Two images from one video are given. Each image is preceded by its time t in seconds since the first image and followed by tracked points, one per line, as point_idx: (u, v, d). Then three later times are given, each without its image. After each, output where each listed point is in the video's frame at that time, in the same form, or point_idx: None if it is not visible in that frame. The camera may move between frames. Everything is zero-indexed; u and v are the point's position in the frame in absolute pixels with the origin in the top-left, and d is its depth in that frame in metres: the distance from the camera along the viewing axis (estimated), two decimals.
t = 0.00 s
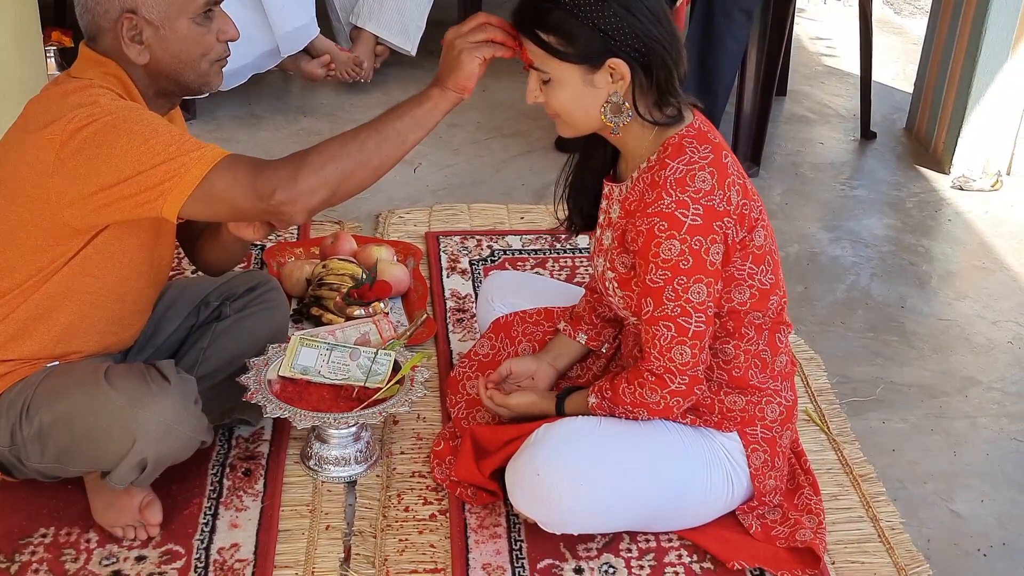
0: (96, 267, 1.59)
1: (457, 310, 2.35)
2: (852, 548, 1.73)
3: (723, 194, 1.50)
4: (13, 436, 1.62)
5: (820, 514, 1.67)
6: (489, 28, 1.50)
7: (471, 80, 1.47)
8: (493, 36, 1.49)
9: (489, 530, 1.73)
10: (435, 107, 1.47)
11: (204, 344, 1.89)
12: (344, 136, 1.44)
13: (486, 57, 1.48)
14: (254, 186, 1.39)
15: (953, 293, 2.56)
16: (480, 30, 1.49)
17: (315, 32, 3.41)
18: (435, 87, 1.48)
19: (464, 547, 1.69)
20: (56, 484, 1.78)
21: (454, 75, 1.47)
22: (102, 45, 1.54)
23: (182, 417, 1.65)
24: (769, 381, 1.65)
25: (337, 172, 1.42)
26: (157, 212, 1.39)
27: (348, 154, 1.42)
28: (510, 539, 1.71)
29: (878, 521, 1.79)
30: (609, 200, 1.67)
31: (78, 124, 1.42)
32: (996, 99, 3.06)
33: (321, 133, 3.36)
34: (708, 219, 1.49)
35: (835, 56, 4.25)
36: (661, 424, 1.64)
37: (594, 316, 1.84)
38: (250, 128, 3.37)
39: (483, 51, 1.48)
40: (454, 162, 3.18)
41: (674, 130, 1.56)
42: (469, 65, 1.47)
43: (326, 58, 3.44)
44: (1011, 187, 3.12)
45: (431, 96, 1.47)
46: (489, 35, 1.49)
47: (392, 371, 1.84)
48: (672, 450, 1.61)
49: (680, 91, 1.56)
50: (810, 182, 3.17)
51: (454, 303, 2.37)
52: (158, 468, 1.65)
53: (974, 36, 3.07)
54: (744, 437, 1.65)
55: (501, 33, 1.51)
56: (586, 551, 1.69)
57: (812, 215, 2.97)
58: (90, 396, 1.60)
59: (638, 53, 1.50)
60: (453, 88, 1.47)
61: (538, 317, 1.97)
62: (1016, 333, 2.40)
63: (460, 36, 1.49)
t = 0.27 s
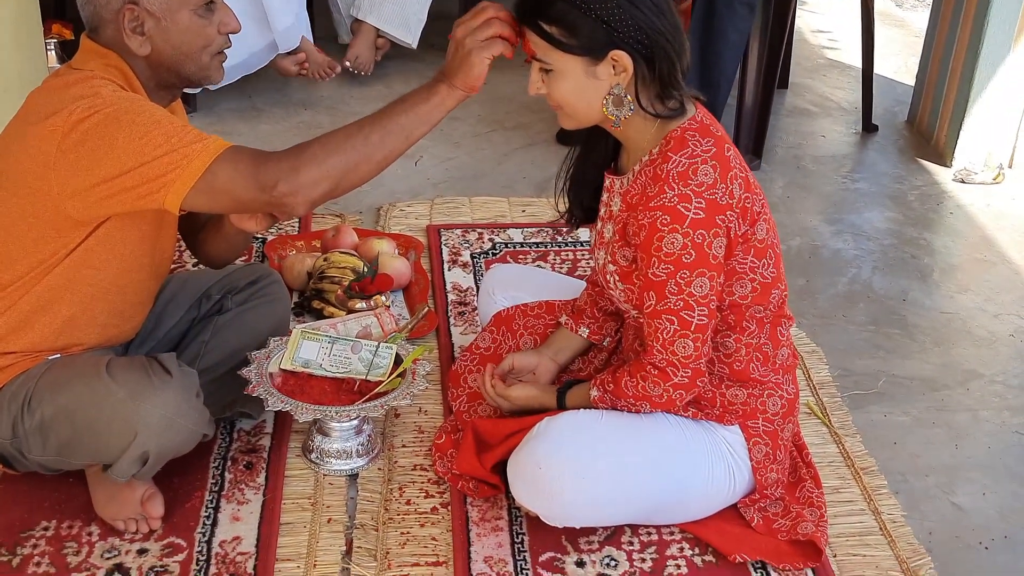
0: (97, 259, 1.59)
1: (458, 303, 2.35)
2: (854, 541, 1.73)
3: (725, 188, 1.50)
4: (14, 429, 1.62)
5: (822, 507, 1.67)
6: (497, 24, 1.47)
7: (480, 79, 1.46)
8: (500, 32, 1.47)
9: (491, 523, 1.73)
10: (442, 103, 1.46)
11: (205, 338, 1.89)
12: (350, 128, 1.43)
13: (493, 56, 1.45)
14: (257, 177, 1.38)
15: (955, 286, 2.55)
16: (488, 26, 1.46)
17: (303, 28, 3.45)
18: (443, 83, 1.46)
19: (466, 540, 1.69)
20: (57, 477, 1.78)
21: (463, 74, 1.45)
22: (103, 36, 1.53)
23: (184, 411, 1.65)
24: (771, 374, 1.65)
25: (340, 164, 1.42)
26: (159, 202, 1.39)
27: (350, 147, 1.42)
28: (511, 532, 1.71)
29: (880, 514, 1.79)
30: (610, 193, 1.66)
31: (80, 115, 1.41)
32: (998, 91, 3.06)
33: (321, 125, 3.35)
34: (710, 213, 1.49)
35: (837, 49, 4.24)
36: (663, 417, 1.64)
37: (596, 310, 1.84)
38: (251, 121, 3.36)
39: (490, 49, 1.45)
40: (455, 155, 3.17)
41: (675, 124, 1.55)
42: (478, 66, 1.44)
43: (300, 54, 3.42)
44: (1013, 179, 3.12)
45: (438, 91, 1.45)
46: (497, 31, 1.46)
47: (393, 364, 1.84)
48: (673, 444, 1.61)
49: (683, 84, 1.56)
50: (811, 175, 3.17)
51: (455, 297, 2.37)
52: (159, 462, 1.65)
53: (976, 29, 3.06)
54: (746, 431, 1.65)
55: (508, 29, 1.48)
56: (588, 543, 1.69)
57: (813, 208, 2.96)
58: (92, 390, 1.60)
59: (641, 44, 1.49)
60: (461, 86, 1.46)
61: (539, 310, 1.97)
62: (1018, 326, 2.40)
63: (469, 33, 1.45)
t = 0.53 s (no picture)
0: (98, 252, 1.58)
1: (460, 296, 2.35)
2: (855, 533, 1.73)
3: (727, 180, 1.50)
4: (16, 421, 1.62)
5: (823, 500, 1.67)
6: (499, 21, 1.47)
7: (479, 72, 1.47)
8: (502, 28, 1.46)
9: (493, 516, 1.73)
10: (440, 95, 1.46)
11: (207, 331, 1.89)
12: (352, 119, 1.43)
13: (495, 52, 1.46)
14: (258, 171, 1.38)
15: (957, 279, 2.55)
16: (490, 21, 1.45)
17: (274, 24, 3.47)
18: (442, 76, 1.46)
19: (468, 533, 1.69)
20: (59, 470, 1.77)
21: (463, 67, 1.45)
22: (104, 28, 1.53)
23: (186, 404, 1.65)
24: (773, 367, 1.65)
25: (340, 157, 1.42)
26: (161, 195, 1.38)
27: (351, 140, 1.42)
28: (513, 524, 1.71)
29: (882, 507, 1.79)
30: (611, 185, 1.66)
31: (82, 107, 1.41)
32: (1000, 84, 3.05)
33: (322, 118, 3.35)
34: (712, 205, 1.49)
35: (838, 42, 4.23)
36: (664, 410, 1.64)
37: (598, 303, 1.84)
38: (252, 113, 3.36)
39: (492, 45, 1.45)
40: (456, 148, 3.17)
41: (678, 117, 1.55)
42: (479, 60, 1.45)
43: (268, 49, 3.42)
44: (1014, 172, 3.12)
45: (437, 84, 1.45)
46: (499, 29, 1.45)
47: (395, 357, 1.83)
48: (674, 437, 1.61)
49: (686, 76, 1.55)
50: (813, 167, 3.16)
51: (457, 289, 2.37)
52: (161, 454, 1.65)
53: (978, 22, 3.05)
54: (747, 424, 1.65)
55: (510, 26, 1.48)
56: (590, 536, 1.70)
57: (815, 200, 2.96)
58: (94, 382, 1.59)
59: (644, 36, 1.49)
60: (460, 78, 1.46)
61: (541, 303, 1.97)
62: (1019, 318, 2.40)
63: (470, 28, 1.45)
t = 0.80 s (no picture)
0: (101, 245, 1.59)
1: (461, 290, 2.35)
2: (856, 526, 1.74)
3: (729, 173, 1.50)
4: (20, 414, 1.62)
5: (824, 492, 1.67)
6: (498, 15, 1.46)
7: (477, 64, 1.46)
8: (501, 22, 1.46)
9: (495, 509, 1.73)
10: (439, 87, 1.46)
11: (209, 324, 1.90)
12: (351, 113, 1.43)
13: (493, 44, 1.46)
14: (260, 166, 1.38)
15: (957, 273, 2.56)
16: (489, 14, 1.45)
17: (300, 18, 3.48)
18: (440, 68, 1.46)
19: (470, 526, 1.69)
20: (62, 463, 1.78)
21: (460, 59, 1.45)
22: (107, 21, 1.53)
23: (188, 396, 1.65)
24: (775, 360, 1.65)
25: (342, 151, 1.42)
26: (163, 188, 1.38)
27: (353, 133, 1.42)
28: (515, 517, 1.72)
29: (882, 500, 1.80)
30: (613, 179, 1.66)
31: (85, 100, 1.41)
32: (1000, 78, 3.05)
33: (323, 112, 3.35)
34: (714, 198, 1.49)
35: (839, 35, 4.23)
36: (665, 403, 1.64)
37: (598, 297, 1.84)
38: (253, 108, 3.36)
39: (490, 38, 1.45)
40: (458, 142, 3.17)
41: (680, 109, 1.56)
42: (476, 52, 1.44)
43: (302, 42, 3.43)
44: (1015, 166, 3.12)
45: (436, 77, 1.45)
46: (498, 20, 1.45)
47: (397, 350, 1.83)
48: (676, 430, 1.62)
49: (687, 70, 1.56)
50: (813, 161, 3.16)
51: (458, 283, 2.37)
52: (164, 447, 1.66)
53: (979, 15, 3.05)
54: (749, 417, 1.65)
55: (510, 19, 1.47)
56: (591, 529, 1.70)
57: (815, 194, 2.96)
58: (97, 375, 1.60)
59: (646, 30, 1.49)
60: (458, 71, 1.46)
61: (543, 297, 1.97)
62: (1020, 312, 2.40)
63: (469, 19, 1.45)
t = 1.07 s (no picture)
0: (104, 238, 1.59)
1: (462, 285, 2.35)
2: (857, 521, 1.74)
3: (731, 168, 1.50)
4: (22, 408, 1.63)
5: (825, 487, 1.67)
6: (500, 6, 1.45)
7: (481, 57, 1.45)
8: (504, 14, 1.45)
9: (496, 503, 1.74)
10: (445, 79, 1.46)
11: (211, 320, 1.90)
12: (354, 104, 1.43)
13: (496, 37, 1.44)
14: (263, 155, 1.38)
15: (959, 268, 2.56)
16: (492, 7, 1.44)
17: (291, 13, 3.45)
18: (445, 61, 1.45)
19: (471, 520, 1.70)
20: (65, 458, 1.78)
21: (465, 51, 1.44)
22: (109, 16, 1.53)
23: (191, 390, 1.65)
24: (776, 355, 1.65)
25: (344, 142, 1.42)
26: (166, 180, 1.39)
27: (354, 125, 1.42)
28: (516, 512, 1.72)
29: (883, 495, 1.80)
30: (615, 174, 1.67)
31: (87, 93, 1.41)
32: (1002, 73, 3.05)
33: (324, 107, 3.35)
34: (715, 193, 1.49)
35: (841, 31, 4.22)
36: (666, 398, 1.65)
37: (600, 292, 1.85)
38: (254, 103, 3.36)
39: (493, 30, 1.44)
40: (459, 137, 3.17)
41: (682, 105, 1.56)
42: (479, 46, 1.43)
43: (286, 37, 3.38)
44: (1016, 161, 3.12)
45: (440, 69, 1.45)
46: (501, 12, 1.44)
47: (399, 346, 1.84)
48: (677, 425, 1.62)
49: (689, 65, 1.56)
50: (815, 157, 3.16)
51: (460, 278, 2.37)
52: (166, 442, 1.66)
53: (981, 10, 3.05)
54: (750, 412, 1.66)
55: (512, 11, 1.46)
56: (593, 524, 1.70)
57: (816, 189, 2.96)
58: (100, 370, 1.60)
59: (647, 25, 1.49)
60: (463, 64, 1.45)
61: (544, 292, 1.97)
62: (1021, 307, 2.40)
63: (472, 11, 1.44)
